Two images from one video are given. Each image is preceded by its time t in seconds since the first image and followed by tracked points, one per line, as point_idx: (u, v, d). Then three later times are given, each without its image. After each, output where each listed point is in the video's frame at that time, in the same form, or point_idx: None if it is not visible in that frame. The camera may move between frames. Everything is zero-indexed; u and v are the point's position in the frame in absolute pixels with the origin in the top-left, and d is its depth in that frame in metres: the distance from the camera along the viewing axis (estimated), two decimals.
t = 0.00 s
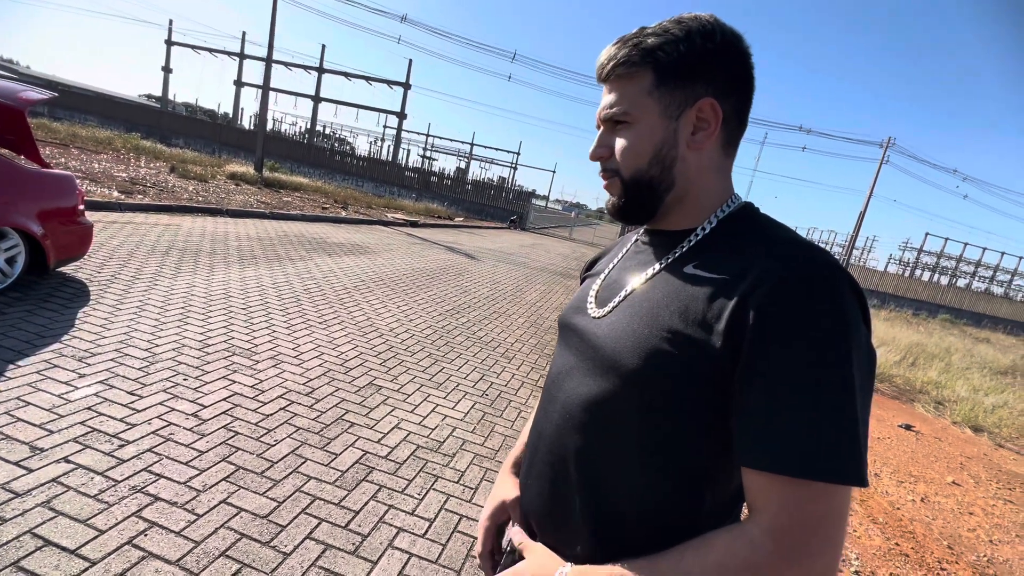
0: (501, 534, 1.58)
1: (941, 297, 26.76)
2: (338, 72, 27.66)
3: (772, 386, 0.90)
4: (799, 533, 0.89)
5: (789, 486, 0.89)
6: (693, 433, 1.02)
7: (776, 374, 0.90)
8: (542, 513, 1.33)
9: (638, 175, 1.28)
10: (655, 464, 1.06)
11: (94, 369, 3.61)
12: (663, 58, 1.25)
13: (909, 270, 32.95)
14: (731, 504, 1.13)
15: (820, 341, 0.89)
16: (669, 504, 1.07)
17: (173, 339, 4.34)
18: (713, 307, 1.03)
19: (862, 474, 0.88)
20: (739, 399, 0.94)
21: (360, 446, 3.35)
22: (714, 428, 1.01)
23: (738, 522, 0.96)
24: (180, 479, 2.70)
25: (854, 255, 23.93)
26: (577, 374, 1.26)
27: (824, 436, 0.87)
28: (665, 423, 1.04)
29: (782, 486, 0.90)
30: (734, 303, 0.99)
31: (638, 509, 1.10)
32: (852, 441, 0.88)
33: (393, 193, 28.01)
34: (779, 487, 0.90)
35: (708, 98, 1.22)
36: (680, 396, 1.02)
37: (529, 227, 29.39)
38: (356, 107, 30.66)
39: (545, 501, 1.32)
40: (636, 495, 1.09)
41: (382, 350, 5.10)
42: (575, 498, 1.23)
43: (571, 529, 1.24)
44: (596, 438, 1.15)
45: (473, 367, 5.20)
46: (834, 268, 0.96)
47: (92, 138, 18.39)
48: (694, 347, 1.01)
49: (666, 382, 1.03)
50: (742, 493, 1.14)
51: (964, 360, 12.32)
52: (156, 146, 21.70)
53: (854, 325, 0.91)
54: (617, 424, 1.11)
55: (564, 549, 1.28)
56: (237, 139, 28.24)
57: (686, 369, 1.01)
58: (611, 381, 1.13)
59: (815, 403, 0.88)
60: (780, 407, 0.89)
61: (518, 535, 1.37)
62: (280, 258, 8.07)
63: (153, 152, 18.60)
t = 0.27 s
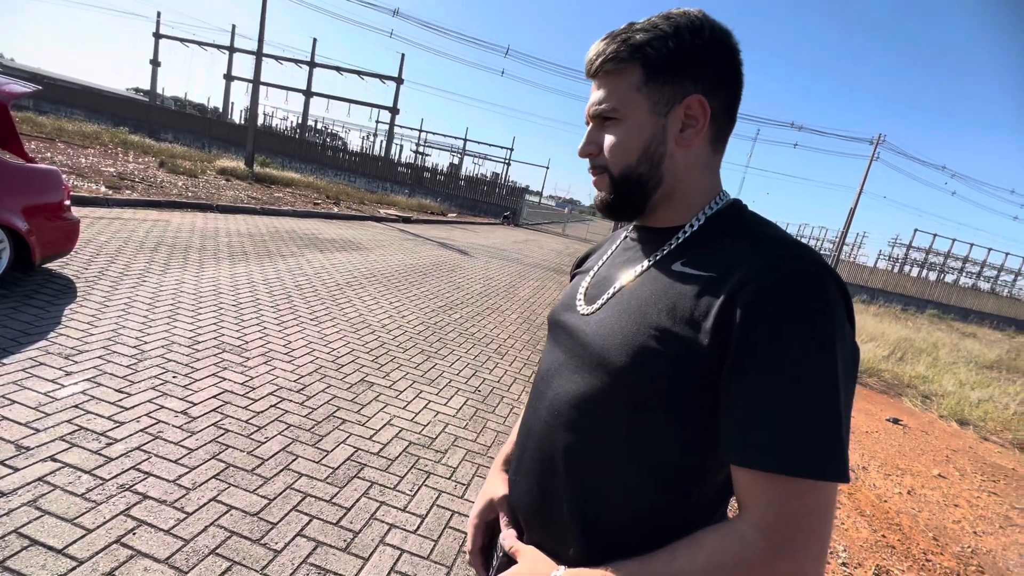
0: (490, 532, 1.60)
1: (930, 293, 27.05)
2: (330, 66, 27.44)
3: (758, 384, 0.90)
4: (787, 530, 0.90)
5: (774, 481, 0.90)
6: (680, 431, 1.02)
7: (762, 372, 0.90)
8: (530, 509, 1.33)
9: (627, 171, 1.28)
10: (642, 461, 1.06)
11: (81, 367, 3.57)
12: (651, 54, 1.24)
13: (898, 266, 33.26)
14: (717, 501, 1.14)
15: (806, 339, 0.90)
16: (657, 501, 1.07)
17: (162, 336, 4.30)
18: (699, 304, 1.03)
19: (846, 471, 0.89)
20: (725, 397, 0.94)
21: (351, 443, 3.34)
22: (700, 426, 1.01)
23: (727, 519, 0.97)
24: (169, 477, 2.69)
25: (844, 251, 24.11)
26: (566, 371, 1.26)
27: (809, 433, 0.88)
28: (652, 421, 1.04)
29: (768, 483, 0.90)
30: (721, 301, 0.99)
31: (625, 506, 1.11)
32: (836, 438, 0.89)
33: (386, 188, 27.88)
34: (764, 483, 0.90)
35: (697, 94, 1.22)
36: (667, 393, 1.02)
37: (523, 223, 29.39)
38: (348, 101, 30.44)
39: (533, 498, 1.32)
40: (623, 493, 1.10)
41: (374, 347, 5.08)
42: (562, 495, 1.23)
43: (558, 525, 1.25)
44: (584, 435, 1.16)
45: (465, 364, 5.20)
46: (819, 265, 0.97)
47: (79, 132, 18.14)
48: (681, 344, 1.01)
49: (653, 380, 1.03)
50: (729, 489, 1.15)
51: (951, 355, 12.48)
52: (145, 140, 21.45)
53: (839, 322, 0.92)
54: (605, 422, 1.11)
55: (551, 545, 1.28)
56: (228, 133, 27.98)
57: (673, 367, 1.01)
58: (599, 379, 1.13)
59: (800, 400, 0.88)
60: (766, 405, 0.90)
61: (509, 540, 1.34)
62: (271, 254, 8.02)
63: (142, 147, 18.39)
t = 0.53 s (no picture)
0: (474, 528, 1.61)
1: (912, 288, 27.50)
2: (316, 59, 27.11)
3: (746, 379, 0.91)
4: (780, 526, 0.91)
5: (763, 478, 0.90)
6: (667, 425, 1.02)
7: (751, 368, 0.91)
8: (514, 506, 1.32)
9: (610, 162, 1.28)
10: (628, 456, 1.06)
11: (56, 366, 3.50)
12: (633, 42, 1.24)
13: (881, 261, 33.76)
14: (702, 496, 1.14)
15: (795, 334, 0.90)
16: (642, 497, 1.08)
17: (141, 334, 4.24)
18: (687, 299, 1.03)
19: (833, 466, 0.90)
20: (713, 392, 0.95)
21: (336, 440, 3.32)
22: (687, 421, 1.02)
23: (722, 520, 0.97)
24: (148, 477, 2.65)
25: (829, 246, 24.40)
26: (552, 367, 1.26)
27: (797, 428, 0.88)
28: (639, 416, 1.04)
29: (757, 481, 0.91)
30: (708, 295, 0.99)
31: (611, 502, 1.10)
32: (824, 432, 0.89)
33: (373, 183, 27.67)
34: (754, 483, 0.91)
35: (680, 82, 1.22)
36: (655, 388, 1.02)
37: (511, 218, 29.36)
38: (334, 95, 30.12)
39: (517, 494, 1.31)
40: (610, 489, 1.10)
41: (360, 343, 5.05)
42: (547, 492, 1.22)
43: (543, 521, 1.24)
44: (571, 430, 1.15)
45: (453, 359, 5.19)
46: (806, 258, 0.97)
47: (56, 125, 17.75)
48: (668, 339, 1.01)
49: (641, 374, 1.03)
50: (714, 486, 1.15)
51: (931, 348, 12.71)
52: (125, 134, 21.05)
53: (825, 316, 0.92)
54: (591, 417, 1.11)
55: (536, 542, 1.28)
56: (211, 126, 27.55)
57: (660, 361, 1.01)
58: (587, 373, 1.13)
59: (789, 398, 0.88)
60: (753, 400, 0.90)
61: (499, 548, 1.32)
62: (255, 250, 7.92)
63: (122, 140, 18.04)
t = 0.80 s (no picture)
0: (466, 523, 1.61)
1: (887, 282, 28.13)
2: (296, 51, 26.66)
3: (743, 374, 0.91)
4: (776, 518, 0.91)
5: (758, 472, 0.91)
6: (664, 420, 1.03)
7: (748, 363, 0.91)
8: (509, 502, 1.32)
9: (600, 162, 1.29)
10: (625, 451, 1.07)
11: (29, 365, 3.41)
12: (619, 42, 1.24)
13: (858, 256, 34.47)
14: (698, 490, 1.15)
15: (791, 330, 0.91)
16: (639, 492, 1.08)
17: (118, 331, 4.14)
18: (682, 294, 1.03)
19: (828, 460, 0.91)
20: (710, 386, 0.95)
21: (322, 438, 3.28)
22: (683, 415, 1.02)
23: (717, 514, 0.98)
24: (128, 478, 2.60)
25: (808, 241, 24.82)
26: (547, 363, 1.25)
27: (792, 422, 0.89)
28: (636, 411, 1.04)
29: (753, 474, 0.92)
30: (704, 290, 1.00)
31: (608, 496, 1.11)
32: (818, 427, 0.90)
33: (356, 178, 27.37)
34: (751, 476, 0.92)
35: (665, 81, 1.21)
36: (651, 383, 1.02)
37: (496, 213, 29.33)
38: (315, 88, 29.69)
39: (513, 490, 1.31)
40: (607, 484, 1.10)
41: (345, 339, 5.00)
42: (544, 487, 1.22)
43: (539, 517, 1.24)
44: (567, 426, 1.15)
45: (439, 355, 5.17)
46: (800, 253, 0.98)
47: (25, 116, 17.19)
48: (665, 334, 1.01)
49: (637, 370, 1.03)
50: (709, 480, 1.16)
51: (906, 341, 13.05)
52: (98, 126, 20.49)
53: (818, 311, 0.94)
54: (587, 413, 1.11)
55: (532, 537, 1.28)
56: (188, 119, 26.95)
57: (657, 356, 1.02)
58: (583, 369, 1.13)
59: (785, 392, 0.89)
60: (749, 394, 0.91)
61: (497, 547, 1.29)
62: (236, 245, 7.79)
63: (95, 132, 17.55)
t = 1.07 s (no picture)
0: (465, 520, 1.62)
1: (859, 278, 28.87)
2: (272, 42, 26.10)
3: (747, 372, 0.92)
4: (777, 515, 0.92)
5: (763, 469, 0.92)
6: (665, 418, 1.04)
7: (751, 361, 0.93)
8: (510, 502, 1.32)
9: (601, 161, 1.30)
10: (628, 450, 1.07)
11: None
12: (621, 43, 1.26)
13: (831, 253, 35.30)
14: (698, 490, 1.16)
15: (792, 328, 0.92)
16: (641, 491, 1.08)
17: (91, 331, 4.01)
18: (685, 293, 1.04)
19: (830, 456, 0.92)
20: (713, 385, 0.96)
21: (306, 439, 3.24)
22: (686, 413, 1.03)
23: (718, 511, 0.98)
24: (104, 484, 2.52)
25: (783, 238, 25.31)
26: (548, 362, 1.26)
27: (793, 422, 0.90)
28: (638, 410, 1.05)
29: (759, 472, 0.92)
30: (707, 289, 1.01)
31: (609, 495, 1.11)
32: (820, 424, 0.91)
33: (334, 173, 26.98)
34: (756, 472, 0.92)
35: (666, 83, 1.23)
36: (654, 382, 1.03)
37: (477, 209, 29.23)
38: (292, 81, 29.12)
39: (513, 490, 1.31)
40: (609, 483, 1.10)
41: (328, 338, 4.93)
42: (545, 486, 1.22)
43: (540, 515, 1.24)
44: (568, 425, 1.16)
45: (424, 353, 5.13)
46: (800, 253, 1.00)
47: None
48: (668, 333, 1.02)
49: (641, 368, 1.04)
50: (709, 479, 1.17)
51: (877, 335, 13.41)
52: (63, 117, 19.76)
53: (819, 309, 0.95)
54: (589, 411, 1.11)
55: (532, 536, 1.28)
56: (159, 111, 26.18)
57: (660, 354, 1.02)
58: (586, 368, 1.13)
59: (786, 390, 0.91)
60: (752, 393, 0.92)
61: (493, 544, 1.27)
62: (213, 242, 7.61)
63: (59, 124, 16.93)
